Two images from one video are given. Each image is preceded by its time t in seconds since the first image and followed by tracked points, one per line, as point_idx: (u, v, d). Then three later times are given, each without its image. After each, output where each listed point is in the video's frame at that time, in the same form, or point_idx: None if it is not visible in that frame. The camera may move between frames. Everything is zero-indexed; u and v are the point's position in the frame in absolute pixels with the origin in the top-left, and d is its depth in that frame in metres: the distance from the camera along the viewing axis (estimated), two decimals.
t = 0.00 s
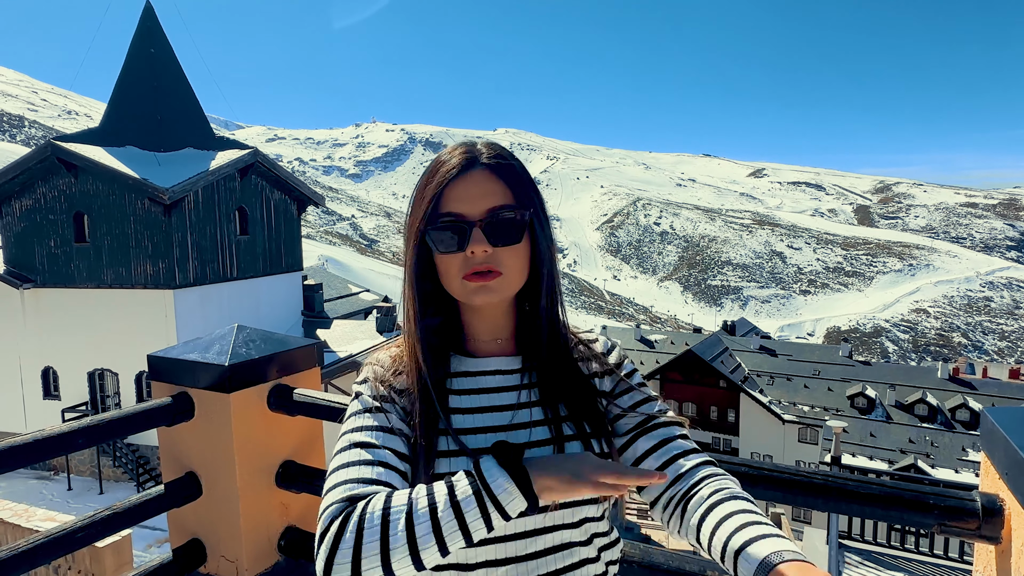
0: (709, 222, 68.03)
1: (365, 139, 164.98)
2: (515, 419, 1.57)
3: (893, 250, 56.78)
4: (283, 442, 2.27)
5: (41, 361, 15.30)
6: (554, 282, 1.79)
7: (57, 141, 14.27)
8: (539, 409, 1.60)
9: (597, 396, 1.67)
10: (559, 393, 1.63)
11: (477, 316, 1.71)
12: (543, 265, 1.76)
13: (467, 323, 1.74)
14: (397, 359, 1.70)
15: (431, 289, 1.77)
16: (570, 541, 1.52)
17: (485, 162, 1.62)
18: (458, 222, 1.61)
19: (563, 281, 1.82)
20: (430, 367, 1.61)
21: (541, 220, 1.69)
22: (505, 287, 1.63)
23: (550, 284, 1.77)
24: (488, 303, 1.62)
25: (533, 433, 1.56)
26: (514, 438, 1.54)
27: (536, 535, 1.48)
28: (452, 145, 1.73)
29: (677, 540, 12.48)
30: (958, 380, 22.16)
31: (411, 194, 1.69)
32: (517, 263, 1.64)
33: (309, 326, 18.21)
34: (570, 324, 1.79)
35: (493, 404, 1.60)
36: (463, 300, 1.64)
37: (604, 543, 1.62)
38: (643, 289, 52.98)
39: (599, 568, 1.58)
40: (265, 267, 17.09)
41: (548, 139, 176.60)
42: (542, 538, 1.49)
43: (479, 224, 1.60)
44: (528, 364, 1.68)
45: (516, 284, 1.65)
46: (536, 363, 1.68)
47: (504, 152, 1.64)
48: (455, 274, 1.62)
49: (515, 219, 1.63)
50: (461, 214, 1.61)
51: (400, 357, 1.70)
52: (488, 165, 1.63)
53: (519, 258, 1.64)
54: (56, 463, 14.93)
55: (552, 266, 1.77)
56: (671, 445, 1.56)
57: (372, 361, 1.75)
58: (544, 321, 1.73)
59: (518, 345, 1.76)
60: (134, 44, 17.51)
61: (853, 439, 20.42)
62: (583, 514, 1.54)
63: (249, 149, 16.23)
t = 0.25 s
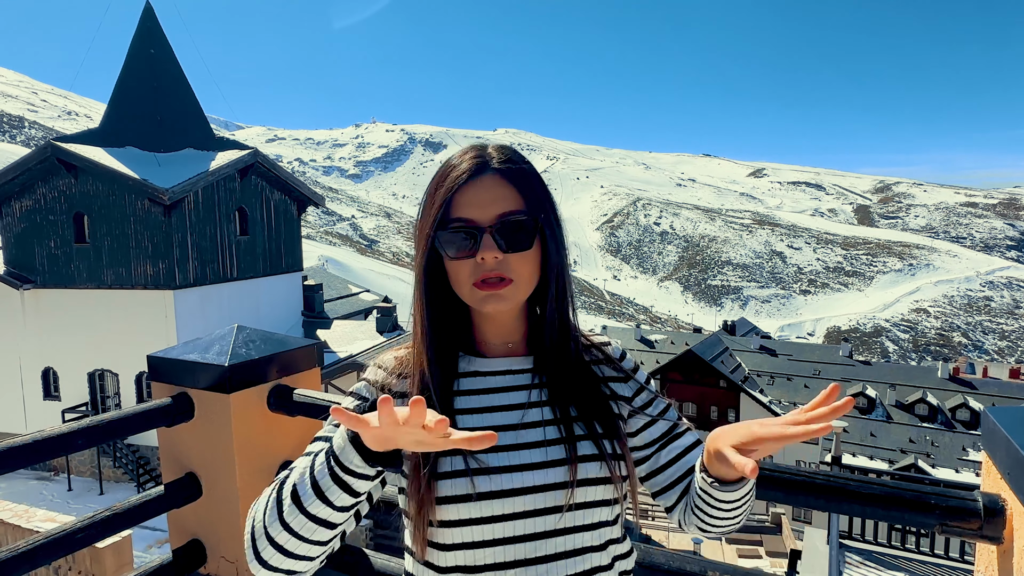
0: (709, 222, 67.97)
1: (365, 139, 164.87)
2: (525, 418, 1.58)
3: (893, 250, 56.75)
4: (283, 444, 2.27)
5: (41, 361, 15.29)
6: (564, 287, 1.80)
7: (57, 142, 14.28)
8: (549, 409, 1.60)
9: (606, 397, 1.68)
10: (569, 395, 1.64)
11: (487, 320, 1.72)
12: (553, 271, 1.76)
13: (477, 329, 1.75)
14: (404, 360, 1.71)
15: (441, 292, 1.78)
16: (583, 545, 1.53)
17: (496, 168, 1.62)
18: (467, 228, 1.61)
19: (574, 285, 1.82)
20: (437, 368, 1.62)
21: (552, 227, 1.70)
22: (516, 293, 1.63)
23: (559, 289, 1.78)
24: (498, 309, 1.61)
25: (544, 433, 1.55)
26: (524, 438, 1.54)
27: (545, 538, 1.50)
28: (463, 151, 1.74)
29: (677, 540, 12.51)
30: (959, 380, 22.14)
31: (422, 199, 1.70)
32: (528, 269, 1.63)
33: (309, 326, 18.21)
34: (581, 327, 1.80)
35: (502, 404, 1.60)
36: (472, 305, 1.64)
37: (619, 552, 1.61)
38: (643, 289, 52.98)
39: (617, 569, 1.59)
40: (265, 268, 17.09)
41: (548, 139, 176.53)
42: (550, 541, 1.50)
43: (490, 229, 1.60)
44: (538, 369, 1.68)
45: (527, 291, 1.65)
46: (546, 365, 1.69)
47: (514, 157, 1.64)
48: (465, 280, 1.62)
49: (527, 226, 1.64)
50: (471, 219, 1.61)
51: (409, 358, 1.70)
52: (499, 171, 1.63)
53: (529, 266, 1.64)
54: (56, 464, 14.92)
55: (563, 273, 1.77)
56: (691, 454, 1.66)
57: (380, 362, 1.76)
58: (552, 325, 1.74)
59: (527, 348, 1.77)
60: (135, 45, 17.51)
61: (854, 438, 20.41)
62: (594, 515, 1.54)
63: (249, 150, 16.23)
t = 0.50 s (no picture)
0: (709, 222, 67.97)
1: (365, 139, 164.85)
2: (526, 417, 1.58)
3: (893, 250, 56.76)
4: (283, 444, 2.27)
5: (41, 362, 15.28)
6: (567, 292, 1.80)
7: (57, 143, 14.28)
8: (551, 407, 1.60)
9: (610, 395, 1.68)
10: (572, 394, 1.64)
11: (490, 325, 1.71)
12: (557, 277, 1.76)
13: (479, 332, 1.74)
14: (405, 362, 1.71)
15: (443, 297, 1.77)
16: (585, 544, 1.52)
17: (501, 176, 1.62)
18: (472, 234, 1.61)
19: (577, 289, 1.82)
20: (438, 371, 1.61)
21: (557, 233, 1.70)
22: (521, 300, 1.63)
23: (562, 294, 1.78)
24: (502, 316, 1.61)
25: (545, 432, 1.56)
26: (526, 437, 1.55)
27: (551, 535, 1.50)
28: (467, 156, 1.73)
29: (677, 540, 12.50)
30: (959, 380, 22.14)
31: (425, 205, 1.70)
32: (532, 276, 1.63)
33: (309, 327, 18.20)
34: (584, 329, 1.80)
35: (504, 404, 1.60)
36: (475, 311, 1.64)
37: (626, 553, 1.61)
38: (643, 288, 52.99)
39: (622, 568, 1.58)
40: (264, 268, 17.07)
41: (547, 140, 176.58)
42: (553, 539, 1.49)
43: (495, 238, 1.60)
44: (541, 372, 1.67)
45: (530, 296, 1.65)
46: (548, 368, 1.69)
47: (520, 163, 1.64)
48: (468, 288, 1.62)
49: (531, 233, 1.64)
50: (475, 226, 1.61)
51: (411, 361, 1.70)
52: (504, 177, 1.62)
53: (533, 272, 1.64)
54: (56, 464, 14.90)
55: (566, 279, 1.77)
56: (703, 443, 1.66)
57: (382, 364, 1.76)
58: (554, 330, 1.74)
59: (530, 350, 1.77)
60: (134, 46, 17.52)
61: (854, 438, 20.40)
62: (598, 513, 1.54)
63: (249, 150, 16.23)
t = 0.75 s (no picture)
0: (709, 222, 67.97)
1: (364, 140, 164.94)
2: (530, 421, 1.58)
3: (893, 249, 56.75)
4: (282, 446, 2.27)
5: (41, 363, 15.27)
6: (570, 289, 1.80)
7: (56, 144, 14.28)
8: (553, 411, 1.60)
9: (614, 397, 1.69)
10: (575, 398, 1.64)
11: (491, 322, 1.71)
12: (559, 271, 1.76)
13: (481, 330, 1.74)
14: (405, 363, 1.71)
15: (443, 292, 1.77)
16: (587, 549, 1.53)
17: (501, 167, 1.61)
18: (472, 228, 1.60)
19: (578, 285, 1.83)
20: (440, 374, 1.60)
21: (558, 227, 1.69)
22: (523, 295, 1.63)
23: (565, 289, 1.78)
24: (504, 312, 1.61)
25: (549, 437, 1.56)
26: (529, 442, 1.54)
27: (553, 543, 1.50)
28: (467, 147, 1.72)
29: (677, 540, 12.53)
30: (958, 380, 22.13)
31: (425, 197, 1.69)
32: (533, 270, 1.63)
33: (309, 328, 18.21)
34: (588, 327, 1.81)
35: (507, 408, 1.59)
36: (476, 307, 1.63)
37: (626, 555, 1.61)
38: (643, 289, 52.99)
39: (621, 566, 1.58)
40: (264, 269, 17.07)
41: (547, 140, 176.66)
42: (556, 545, 1.49)
43: (496, 232, 1.59)
44: (542, 372, 1.68)
45: (532, 293, 1.65)
46: (551, 367, 1.69)
47: (521, 153, 1.63)
48: (469, 283, 1.61)
49: (532, 225, 1.63)
50: (475, 219, 1.61)
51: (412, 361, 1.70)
52: (504, 169, 1.61)
53: (535, 266, 1.63)
54: (56, 465, 14.90)
55: (569, 273, 1.77)
56: (706, 447, 1.65)
57: (382, 364, 1.75)
58: (556, 328, 1.74)
59: (532, 349, 1.77)
60: (133, 47, 17.51)
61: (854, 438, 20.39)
62: (601, 519, 1.55)
63: (248, 151, 16.22)
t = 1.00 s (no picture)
0: (709, 222, 67.98)
1: (364, 141, 165.07)
2: (534, 428, 1.57)
3: (892, 249, 56.76)
4: (283, 447, 2.27)
5: (41, 364, 15.27)
6: (571, 288, 1.80)
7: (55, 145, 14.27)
8: (557, 416, 1.60)
9: (618, 402, 1.68)
10: (579, 404, 1.63)
11: (493, 322, 1.71)
12: (561, 270, 1.76)
13: (483, 330, 1.73)
14: (406, 364, 1.70)
15: (444, 292, 1.77)
16: (588, 556, 1.53)
17: (502, 161, 1.60)
18: (473, 224, 1.60)
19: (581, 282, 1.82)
20: (441, 378, 1.60)
21: (560, 223, 1.69)
22: (525, 294, 1.62)
23: (567, 289, 1.78)
24: (507, 310, 1.61)
25: (553, 444, 1.55)
26: (532, 450, 1.54)
27: (553, 552, 1.50)
28: (467, 141, 1.71)
29: (677, 540, 12.54)
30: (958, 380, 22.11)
31: (425, 192, 1.69)
32: (536, 267, 1.62)
33: (309, 329, 18.20)
34: (590, 326, 1.81)
35: (510, 414, 1.59)
36: (478, 305, 1.63)
37: (627, 557, 1.62)
38: (643, 289, 52.99)
39: (619, 565, 1.59)
40: (263, 270, 17.06)
41: (546, 140, 176.65)
42: (559, 552, 1.50)
43: (497, 227, 1.59)
44: (546, 372, 1.68)
45: (535, 291, 1.64)
46: (554, 369, 1.68)
47: (522, 148, 1.62)
48: (471, 280, 1.61)
49: (534, 221, 1.63)
50: (476, 215, 1.60)
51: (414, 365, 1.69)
52: (505, 164, 1.61)
53: (537, 263, 1.63)
54: (56, 467, 14.90)
55: (571, 271, 1.77)
56: (709, 453, 1.65)
57: (382, 365, 1.74)
58: (558, 330, 1.74)
59: (535, 349, 1.76)
60: (133, 48, 17.50)
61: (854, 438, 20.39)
62: (603, 526, 1.55)
63: (248, 152, 16.21)
